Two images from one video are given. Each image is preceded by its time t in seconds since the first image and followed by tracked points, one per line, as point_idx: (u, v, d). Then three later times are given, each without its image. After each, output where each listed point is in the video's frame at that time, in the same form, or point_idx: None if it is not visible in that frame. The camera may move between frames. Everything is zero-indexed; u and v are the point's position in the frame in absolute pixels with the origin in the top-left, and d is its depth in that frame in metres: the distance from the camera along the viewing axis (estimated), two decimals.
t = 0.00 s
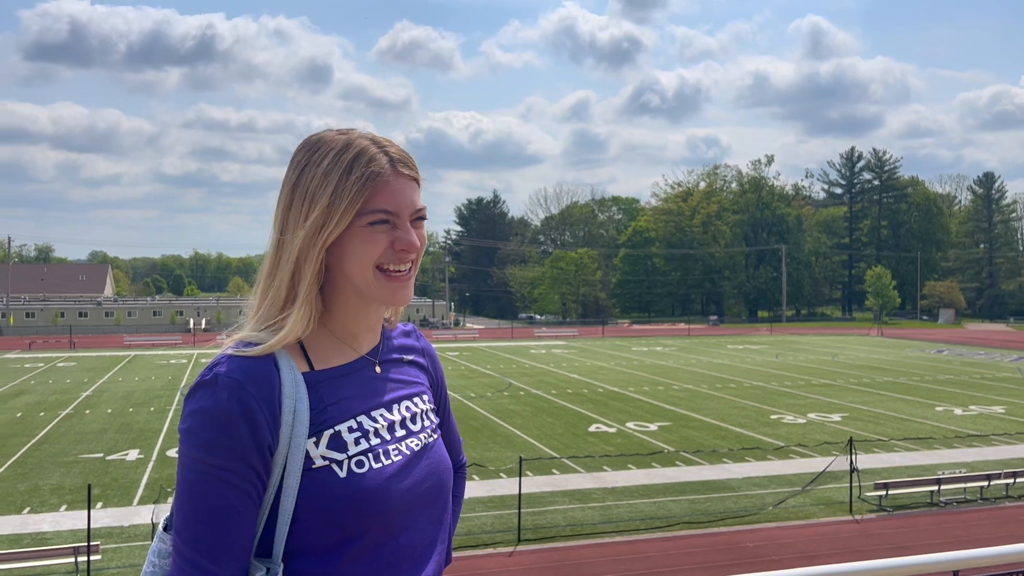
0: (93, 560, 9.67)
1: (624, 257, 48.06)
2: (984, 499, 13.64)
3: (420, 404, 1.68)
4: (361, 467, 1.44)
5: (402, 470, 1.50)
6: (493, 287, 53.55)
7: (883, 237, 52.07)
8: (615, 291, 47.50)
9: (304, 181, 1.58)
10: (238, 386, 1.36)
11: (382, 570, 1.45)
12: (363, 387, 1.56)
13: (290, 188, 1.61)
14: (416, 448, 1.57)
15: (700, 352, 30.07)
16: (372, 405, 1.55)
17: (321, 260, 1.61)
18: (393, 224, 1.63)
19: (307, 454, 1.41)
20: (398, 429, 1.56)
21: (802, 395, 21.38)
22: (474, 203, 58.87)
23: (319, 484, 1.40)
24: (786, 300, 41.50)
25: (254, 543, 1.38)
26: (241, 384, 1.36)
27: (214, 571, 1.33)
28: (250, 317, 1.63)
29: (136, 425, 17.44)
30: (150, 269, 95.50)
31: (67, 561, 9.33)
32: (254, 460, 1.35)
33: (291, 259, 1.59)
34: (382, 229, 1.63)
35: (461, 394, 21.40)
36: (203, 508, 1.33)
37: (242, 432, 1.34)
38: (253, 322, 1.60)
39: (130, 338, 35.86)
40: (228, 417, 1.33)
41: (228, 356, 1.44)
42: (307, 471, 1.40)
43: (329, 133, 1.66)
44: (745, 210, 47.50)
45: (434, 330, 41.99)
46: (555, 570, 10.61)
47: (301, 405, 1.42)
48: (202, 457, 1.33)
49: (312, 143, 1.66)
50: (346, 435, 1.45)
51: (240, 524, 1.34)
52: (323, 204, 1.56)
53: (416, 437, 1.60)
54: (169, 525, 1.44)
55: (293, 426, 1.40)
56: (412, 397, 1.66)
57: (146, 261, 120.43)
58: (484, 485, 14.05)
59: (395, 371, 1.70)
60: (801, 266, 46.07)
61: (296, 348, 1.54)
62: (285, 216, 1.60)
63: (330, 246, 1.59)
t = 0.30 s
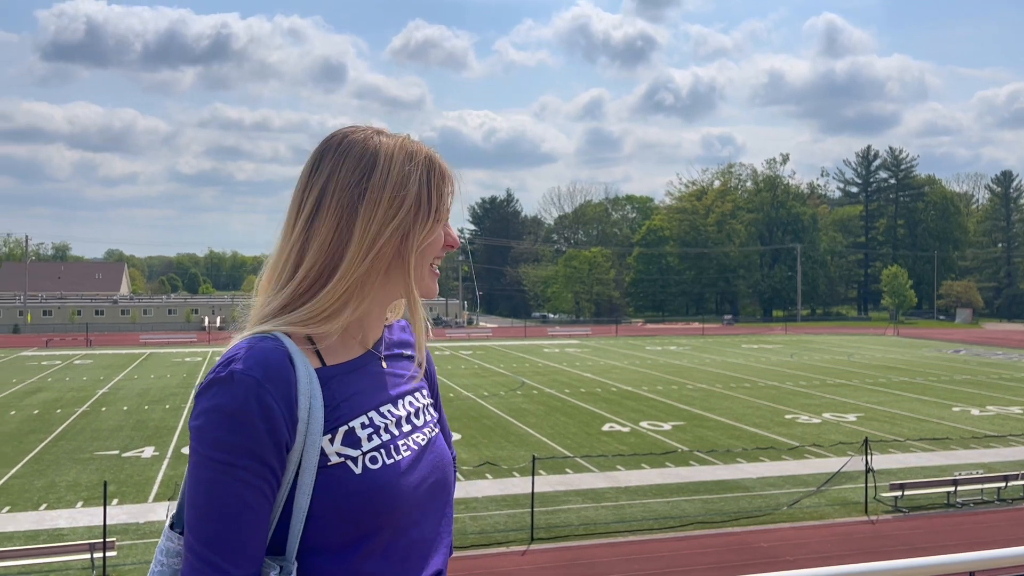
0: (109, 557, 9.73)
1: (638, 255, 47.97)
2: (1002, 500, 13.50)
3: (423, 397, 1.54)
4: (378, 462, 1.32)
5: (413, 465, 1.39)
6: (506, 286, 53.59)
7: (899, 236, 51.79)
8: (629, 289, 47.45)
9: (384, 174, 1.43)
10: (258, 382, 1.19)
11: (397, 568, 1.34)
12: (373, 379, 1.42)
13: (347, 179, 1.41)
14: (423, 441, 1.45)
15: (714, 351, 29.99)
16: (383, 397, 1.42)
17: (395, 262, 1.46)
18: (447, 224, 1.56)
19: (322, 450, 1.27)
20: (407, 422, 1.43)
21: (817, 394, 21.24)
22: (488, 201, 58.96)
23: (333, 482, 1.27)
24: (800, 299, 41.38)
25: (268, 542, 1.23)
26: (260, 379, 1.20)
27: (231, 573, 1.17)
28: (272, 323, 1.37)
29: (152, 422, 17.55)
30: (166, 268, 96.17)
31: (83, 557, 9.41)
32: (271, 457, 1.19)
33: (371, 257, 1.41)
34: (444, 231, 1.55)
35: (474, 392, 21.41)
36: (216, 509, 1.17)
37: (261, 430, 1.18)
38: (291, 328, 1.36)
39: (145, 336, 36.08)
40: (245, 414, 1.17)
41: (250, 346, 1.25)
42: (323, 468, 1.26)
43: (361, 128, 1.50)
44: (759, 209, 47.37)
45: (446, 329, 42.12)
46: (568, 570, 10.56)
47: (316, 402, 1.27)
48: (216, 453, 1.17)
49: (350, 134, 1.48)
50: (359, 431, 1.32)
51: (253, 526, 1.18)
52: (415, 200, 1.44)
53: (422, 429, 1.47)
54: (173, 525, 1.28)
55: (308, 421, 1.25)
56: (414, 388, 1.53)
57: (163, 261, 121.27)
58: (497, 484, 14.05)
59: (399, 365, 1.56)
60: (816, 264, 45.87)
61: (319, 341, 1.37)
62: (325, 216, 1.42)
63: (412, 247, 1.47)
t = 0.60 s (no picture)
0: (129, 552, 9.85)
1: (656, 254, 47.83)
2: None
3: (413, 397, 1.55)
4: (372, 462, 1.32)
5: (406, 464, 1.39)
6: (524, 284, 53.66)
7: (921, 235, 51.30)
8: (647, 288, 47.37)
9: (370, 171, 1.41)
10: (255, 382, 1.17)
11: (392, 565, 1.34)
12: (367, 378, 1.42)
13: (330, 177, 1.40)
14: (414, 441, 1.46)
15: (733, 350, 29.89)
16: (375, 398, 1.42)
17: (384, 260, 1.44)
18: (436, 222, 1.55)
19: (317, 450, 1.26)
20: (398, 423, 1.44)
21: (836, 394, 21.12)
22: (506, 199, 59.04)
23: (329, 482, 1.26)
24: (820, 298, 41.12)
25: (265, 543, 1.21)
26: (256, 380, 1.18)
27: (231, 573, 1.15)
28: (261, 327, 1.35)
29: (172, 418, 17.73)
30: (187, 266, 97.02)
31: (103, 551, 9.53)
32: (269, 461, 1.17)
33: (357, 255, 1.39)
34: (433, 228, 1.53)
35: (491, 390, 21.47)
36: (212, 509, 1.14)
37: (258, 431, 1.16)
38: (283, 330, 1.34)
39: (167, 333, 36.44)
40: (243, 414, 1.15)
41: (241, 348, 1.23)
42: (318, 468, 1.26)
43: (344, 126, 1.48)
44: (779, 207, 47.13)
45: (465, 327, 42.29)
46: (584, 568, 10.58)
47: (311, 402, 1.25)
48: (212, 454, 1.14)
49: (333, 133, 1.46)
50: (354, 429, 1.32)
51: (248, 525, 1.16)
52: (402, 199, 1.42)
53: (412, 428, 1.48)
54: (166, 524, 1.24)
55: (304, 421, 1.24)
56: (404, 389, 1.53)
57: (184, 258, 122.30)
58: (514, 482, 14.09)
59: (388, 366, 1.55)
60: (836, 263, 45.55)
61: (310, 339, 1.36)
62: (312, 217, 1.39)
63: (399, 245, 1.45)
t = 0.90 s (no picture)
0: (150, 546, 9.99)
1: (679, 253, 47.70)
2: None
3: (373, 402, 1.48)
4: (323, 469, 1.24)
5: (362, 471, 1.31)
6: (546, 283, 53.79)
7: (948, 234, 50.73)
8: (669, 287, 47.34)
9: (313, 170, 1.36)
10: (198, 391, 1.10)
11: None
12: (321, 384, 1.35)
13: (274, 182, 1.35)
14: (373, 446, 1.38)
15: (755, 350, 29.77)
16: (331, 403, 1.34)
17: (334, 260, 1.38)
18: (389, 222, 1.49)
19: (266, 458, 1.18)
20: (354, 427, 1.36)
21: (860, 395, 20.94)
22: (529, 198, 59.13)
23: (280, 492, 1.18)
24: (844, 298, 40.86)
25: (210, 555, 1.13)
26: (201, 387, 1.10)
27: None
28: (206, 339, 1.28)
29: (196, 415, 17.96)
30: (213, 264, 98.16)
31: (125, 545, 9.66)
32: (212, 468, 1.10)
33: (303, 255, 1.33)
34: (386, 230, 1.47)
35: (511, 389, 21.52)
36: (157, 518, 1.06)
37: (201, 436, 1.09)
38: (230, 336, 1.27)
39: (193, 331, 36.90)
40: (186, 420, 1.07)
41: (187, 355, 1.15)
42: (267, 475, 1.18)
43: (290, 128, 1.44)
44: (803, 206, 46.86)
45: (486, 326, 42.53)
46: (602, 568, 10.55)
47: (259, 408, 1.18)
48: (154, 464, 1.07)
49: (278, 136, 1.41)
50: (306, 435, 1.24)
51: (195, 538, 1.08)
52: (346, 199, 1.37)
53: (371, 434, 1.41)
54: (112, 536, 1.16)
55: (252, 429, 1.16)
56: (363, 393, 1.46)
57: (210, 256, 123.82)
58: (533, 481, 14.10)
59: (348, 371, 1.47)
60: (862, 262, 45.19)
61: (261, 345, 1.29)
62: (260, 217, 1.34)
63: (348, 247, 1.38)
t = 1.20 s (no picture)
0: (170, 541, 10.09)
1: (702, 251, 47.34)
2: None
3: (340, 398, 1.53)
4: (282, 466, 1.29)
5: (324, 466, 1.37)
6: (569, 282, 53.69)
7: (979, 233, 49.92)
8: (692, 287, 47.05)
9: (285, 164, 1.40)
10: (154, 386, 1.15)
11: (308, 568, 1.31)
12: (284, 380, 1.40)
13: (245, 174, 1.39)
14: (336, 442, 1.44)
15: (780, 350, 29.46)
16: (295, 399, 1.40)
17: (302, 255, 1.42)
18: (358, 219, 1.54)
19: (225, 454, 1.23)
20: (317, 423, 1.42)
21: (887, 396, 20.66)
22: (552, 196, 59.06)
23: (237, 488, 1.23)
24: (870, 298, 40.29)
25: (168, 550, 1.19)
26: (158, 382, 1.16)
27: None
28: (173, 328, 1.33)
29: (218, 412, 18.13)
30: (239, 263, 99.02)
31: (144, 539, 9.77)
32: (171, 464, 1.15)
33: (270, 247, 1.37)
34: (355, 226, 1.52)
35: (533, 388, 21.50)
36: (114, 511, 1.12)
37: (159, 431, 1.14)
38: (193, 329, 1.31)
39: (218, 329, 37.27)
40: (141, 418, 1.13)
41: (147, 349, 1.21)
42: (225, 471, 1.23)
43: (264, 121, 1.48)
44: (828, 205, 46.31)
45: (508, 325, 42.50)
46: (621, 568, 10.50)
47: (219, 404, 1.23)
48: (112, 459, 1.12)
49: (252, 127, 1.45)
50: (267, 433, 1.29)
51: (152, 531, 1.14)
52: (316, 193, 1.41)
53: (336, 429, 1.46)
54: (71, 530, 1.22)
55: (210, 426, 1.22)
56: (331, 389, 1.51)
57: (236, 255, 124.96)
58: (553, 479, 14.09)
59: (315, 367, 1.52)
60: (889, 261, 44.54)
61: (223, 337, 1.33)
62: (228, 208, 1.38)
63: (316, 240, 1.43)
